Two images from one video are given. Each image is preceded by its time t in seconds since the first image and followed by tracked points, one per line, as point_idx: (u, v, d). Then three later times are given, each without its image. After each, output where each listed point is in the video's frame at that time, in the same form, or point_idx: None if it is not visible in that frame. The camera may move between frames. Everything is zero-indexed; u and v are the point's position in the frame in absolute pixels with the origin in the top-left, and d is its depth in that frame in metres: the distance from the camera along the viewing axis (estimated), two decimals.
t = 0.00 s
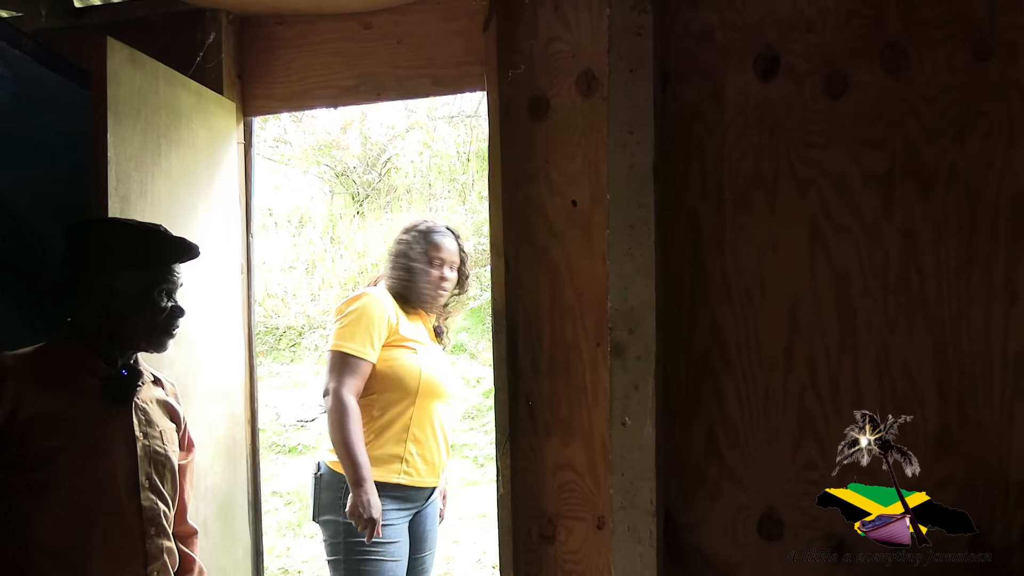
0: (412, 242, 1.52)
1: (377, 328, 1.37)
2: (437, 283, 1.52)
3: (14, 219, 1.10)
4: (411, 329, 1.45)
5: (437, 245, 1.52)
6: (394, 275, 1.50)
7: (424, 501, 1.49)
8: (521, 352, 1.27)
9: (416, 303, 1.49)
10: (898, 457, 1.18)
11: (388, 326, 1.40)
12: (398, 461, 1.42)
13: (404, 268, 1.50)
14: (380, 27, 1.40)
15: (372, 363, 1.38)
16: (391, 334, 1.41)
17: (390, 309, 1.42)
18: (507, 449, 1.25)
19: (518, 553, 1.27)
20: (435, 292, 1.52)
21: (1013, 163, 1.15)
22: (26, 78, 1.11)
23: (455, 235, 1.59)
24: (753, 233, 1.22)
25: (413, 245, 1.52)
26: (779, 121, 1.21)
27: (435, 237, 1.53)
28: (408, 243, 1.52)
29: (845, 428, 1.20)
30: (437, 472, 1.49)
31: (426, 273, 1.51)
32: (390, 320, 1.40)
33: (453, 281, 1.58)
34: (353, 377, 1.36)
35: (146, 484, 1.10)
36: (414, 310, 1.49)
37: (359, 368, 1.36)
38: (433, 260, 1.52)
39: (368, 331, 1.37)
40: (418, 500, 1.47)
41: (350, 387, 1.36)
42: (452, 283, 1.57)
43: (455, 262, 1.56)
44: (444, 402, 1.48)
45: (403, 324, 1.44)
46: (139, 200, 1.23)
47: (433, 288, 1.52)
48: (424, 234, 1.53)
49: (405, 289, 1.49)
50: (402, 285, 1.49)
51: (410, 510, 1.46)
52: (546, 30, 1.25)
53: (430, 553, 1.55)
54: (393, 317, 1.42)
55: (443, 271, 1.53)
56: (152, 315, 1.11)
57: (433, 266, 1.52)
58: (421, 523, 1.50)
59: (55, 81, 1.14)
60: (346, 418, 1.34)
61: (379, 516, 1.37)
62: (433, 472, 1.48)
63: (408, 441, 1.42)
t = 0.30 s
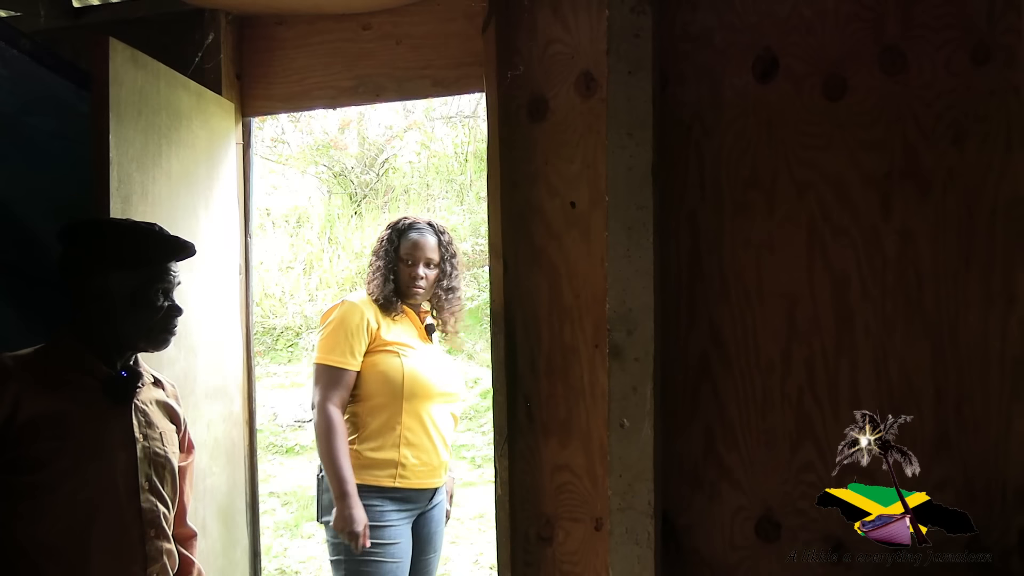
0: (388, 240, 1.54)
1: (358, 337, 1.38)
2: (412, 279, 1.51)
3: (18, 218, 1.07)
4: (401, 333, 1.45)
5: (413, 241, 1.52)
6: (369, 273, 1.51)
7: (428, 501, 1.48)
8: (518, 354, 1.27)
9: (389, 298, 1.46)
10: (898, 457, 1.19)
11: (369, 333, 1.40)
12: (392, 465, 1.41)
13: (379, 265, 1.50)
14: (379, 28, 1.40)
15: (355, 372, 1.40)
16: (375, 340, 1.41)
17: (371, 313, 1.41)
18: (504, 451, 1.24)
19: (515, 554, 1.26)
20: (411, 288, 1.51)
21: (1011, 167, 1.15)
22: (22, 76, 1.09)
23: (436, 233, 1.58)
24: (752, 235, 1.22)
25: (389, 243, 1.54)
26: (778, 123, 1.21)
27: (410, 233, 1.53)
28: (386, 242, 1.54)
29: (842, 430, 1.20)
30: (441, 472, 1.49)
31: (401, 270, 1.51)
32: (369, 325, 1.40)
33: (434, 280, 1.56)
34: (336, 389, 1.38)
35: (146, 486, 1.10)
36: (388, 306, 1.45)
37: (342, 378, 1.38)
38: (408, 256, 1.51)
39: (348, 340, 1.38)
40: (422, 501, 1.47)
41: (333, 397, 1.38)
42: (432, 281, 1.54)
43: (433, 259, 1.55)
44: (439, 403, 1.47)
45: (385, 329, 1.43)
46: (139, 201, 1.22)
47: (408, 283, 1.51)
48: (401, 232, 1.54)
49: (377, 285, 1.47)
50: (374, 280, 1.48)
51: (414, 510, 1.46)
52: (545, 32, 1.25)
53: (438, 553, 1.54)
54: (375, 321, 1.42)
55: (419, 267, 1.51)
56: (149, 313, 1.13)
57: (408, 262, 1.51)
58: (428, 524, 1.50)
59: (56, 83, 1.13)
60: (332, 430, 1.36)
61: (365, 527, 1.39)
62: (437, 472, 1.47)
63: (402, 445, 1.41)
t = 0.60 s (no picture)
0: (383, 244, 1.54)
1: (349, 342, 1.39)
2: (406, 283, 1.50)
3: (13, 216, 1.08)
4: (396, 337, 1.45)
5: (407, 244, 1.51)
6: (364, 277, 1.51)
7: (423, 504, 1.48)
8: (514, 356, 1.27)
9: (382, 303, 1.46)
10: (898, 457, 1.19)
11: (362, 337, 1.41)
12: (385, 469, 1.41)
13: (373, 269, 1.51)
14: (377, 30, 1.40)
15: (346, 375, 1.40)
16: (368, 345, 1.42)
17: (364, 318, 1.42)
18: (499, 453, 1.25)
19: (509, 557, 1.26)
20: (405, 293, 1.50)
21: (1006, 174, 1.15)
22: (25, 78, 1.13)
23: (431, 235, 1.56)
24: (747, 239, 1.22)
25: (384, 247, 1.54)
26: (774, 128, 1.22)
27: (405, 236, 1.52)
28: (381, 246, 1.54)
29: (837, 435, 1.20)
30: (436, 475, 1.48)
31: (395, 274, 1.51)
32: (362, 329, 1.41)
33: (429, 283, 1.55)
34: (325, 394, 1.39)
35: (140, 489, 1.09)
36: (381, 312, 1.45)
37: (332, 383, 1.39)
38: (402, 261, 1.51)
39: (339, 345, 1.39)
40: (416, 504, 1.46)
41: (322, 401, 1.39)
42: (427, 284, 1.54)
43: (428, 262, 1.54)
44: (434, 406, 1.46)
45: (378, 333, 1.43)
46: (137, 202, 1.22)
47: (402, 287, 1.50)
48: (395, 235, 1.54)
49: (370, 290, 1.47)
50: (368, 286, 1.48)
51: (408, 514, 1.46)
52: (543, 35, 1.25)
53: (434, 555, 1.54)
54: (368, 324, 1.42)
55: (412, 271, 1.50)
56: (143, 314, 1.14)
57: (402, 266, 1.51)
58: (424, 528, 1.50)
59: (52, 81, 1.15)
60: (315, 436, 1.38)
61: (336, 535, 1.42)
62: (432, 476, 1.47)
63: (395, 448, 1.40)
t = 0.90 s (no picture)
0: (373, 249, 1.54)
1: (335, 349, 1.40)
2: (397, 289, 1.49)
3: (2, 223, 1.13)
4: (385, 344, 1.45)
5: (397, 249, 1.51)
6: (354, 283, 1.50)
7: (413, 509, 1.47)
8: (503, 359, 1.27)
9: (373, 310, 1.45)
10: (898, 457, 1.19)
11: (349, 345, 1.41)
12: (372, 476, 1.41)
13: (364, 274, 1.50)
14: (362, 35, 1.40)
15: (333, 383, 1.41)
16: (354, 353, 1.42)
17: (352, 325, 1.42)
18: (489, 456, 1.25)
19: (501, 559, 1.27)
20: (396, 298, 1.50)
21: (989, 172, 1.16)
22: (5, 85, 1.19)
23: (422, 240, 1.56)
24: (734, 240, 1.23)
25: (374, 252, 1.54)
26: (760, 129, 1.22)
27: (398, 242, 1.52)
28: (371, 251, 1.54)
29: (825, 435, 1.21)
30: (426, 480, 1.48)
31: (386, 279, 1.50)
32: (349, 337, 1.40)
33: (421, 287, 1.55)
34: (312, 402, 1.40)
35: (127, 498, 1.09)
36: (371, 319, 1.45)
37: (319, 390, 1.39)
38: (393, 266, 1.50)
39: (325, 352, 1.40)
40: (406, 509, 1.46)
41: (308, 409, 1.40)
42: (419, 289, 1.53)
43: (419, 267, 1.54)
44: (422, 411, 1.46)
45: (366, 340, 1.42)
46: (122, 209, 1.21)
47: (394, 293, 1.50)
48: (385, 241, 1.54)
49: (360, 296, 1.46)
50: (358, 291, 1.47)
51: (398, 519, 1.45)
52: (528, 38, 1.25)
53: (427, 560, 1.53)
54: (356, 331, 1.42)
55: (404, 276, 1.50)
56: (129, 323, 1.12)
57: (393, 271, 1.50)
58: (417, 533, 1.49)
59: (32, 88, 1.20)
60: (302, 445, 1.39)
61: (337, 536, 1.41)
62: (422, 481, 1.47)
63: (383, 455, 1.41)
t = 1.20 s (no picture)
0: (350, 251, 1.53)
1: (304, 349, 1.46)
2: (375, 292, 1.50)
3: None
4: (361, 348, 1.46)
5: (375, 252, 1.51)
6: (331, 286, 1.53)
7: (391, 516, 1.47)
8: (487, 360, 1.27)
9: (350, 314, 1.49)
10: (898, 457, 1.20)
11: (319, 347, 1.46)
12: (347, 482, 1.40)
13: (340, 277, 1.52)
14: (345, 36, 1.40)
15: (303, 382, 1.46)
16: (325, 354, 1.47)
17: (325, 329, 1.46)
18: (473, 458, 1.25)
19: (484, 560, 1.27)
20: (374, 302, 1.51)
21: (967, 175, 1.18)
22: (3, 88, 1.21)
23: (400, 241, 1.55)
24: (716, 243, 1.24)
25: (351, 254, 1.54)
26: (742, 132, 1.23)
27: (376, 245, 1.51)
28: (348, 253, 1.54)
29: (806, 435, 1.22)
30: (404, 487, 1.47)
31: (364, 282, 1.51)
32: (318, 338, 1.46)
33: (400, 290, 1.54)
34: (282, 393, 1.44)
35: (105, 501, 1.08)
36: (349, 324, 1.48)
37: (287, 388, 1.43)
38: (372, 269, 1.51)
39: (295, 352, 1.46)
40: (383, 516, 1.45)
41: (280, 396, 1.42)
42: (398, 291, 1.53)
43: (398, 269, 1.53)
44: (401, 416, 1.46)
45: (340, 344, 1.44)
46: (104, 211, 1.20)
47: (372, 296, 1.51)
48: (363, 242, 1.53)
49: (338, 300, 1.50)
50: (334, 295, 1.51)
51: (375, 525, 1.45)
52: (512, 41, 1.26)
53: (409, 567, 1.53)
54: (329, 333, 1.46)
55: (382, 279, 1.51)
56: (106, 325, 1.10)
57: (371, 274, 1.51)
58: (397, 539, 1.49)
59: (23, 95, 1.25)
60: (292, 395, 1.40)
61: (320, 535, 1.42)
62: (400, 487, 1.46)
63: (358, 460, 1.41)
